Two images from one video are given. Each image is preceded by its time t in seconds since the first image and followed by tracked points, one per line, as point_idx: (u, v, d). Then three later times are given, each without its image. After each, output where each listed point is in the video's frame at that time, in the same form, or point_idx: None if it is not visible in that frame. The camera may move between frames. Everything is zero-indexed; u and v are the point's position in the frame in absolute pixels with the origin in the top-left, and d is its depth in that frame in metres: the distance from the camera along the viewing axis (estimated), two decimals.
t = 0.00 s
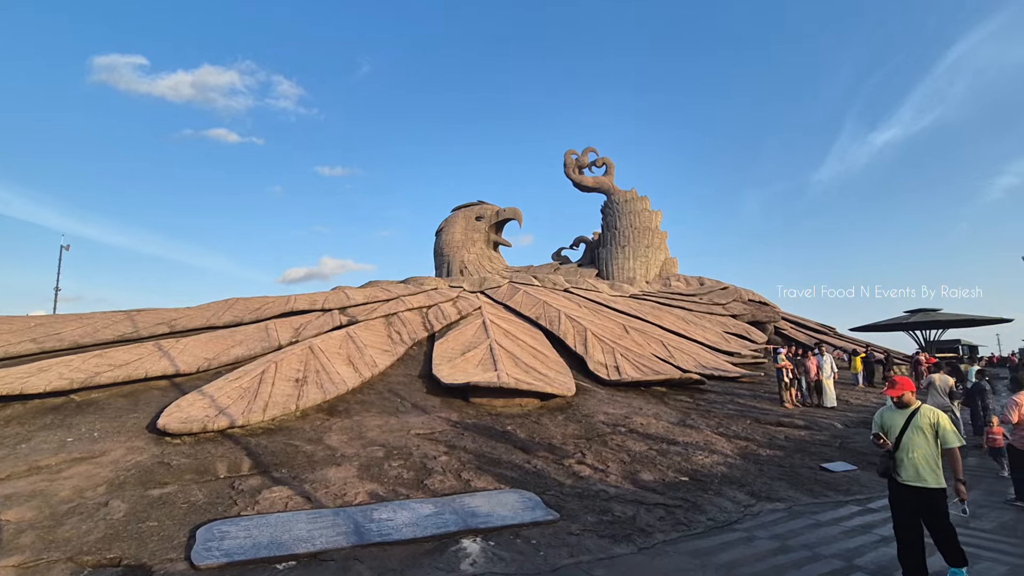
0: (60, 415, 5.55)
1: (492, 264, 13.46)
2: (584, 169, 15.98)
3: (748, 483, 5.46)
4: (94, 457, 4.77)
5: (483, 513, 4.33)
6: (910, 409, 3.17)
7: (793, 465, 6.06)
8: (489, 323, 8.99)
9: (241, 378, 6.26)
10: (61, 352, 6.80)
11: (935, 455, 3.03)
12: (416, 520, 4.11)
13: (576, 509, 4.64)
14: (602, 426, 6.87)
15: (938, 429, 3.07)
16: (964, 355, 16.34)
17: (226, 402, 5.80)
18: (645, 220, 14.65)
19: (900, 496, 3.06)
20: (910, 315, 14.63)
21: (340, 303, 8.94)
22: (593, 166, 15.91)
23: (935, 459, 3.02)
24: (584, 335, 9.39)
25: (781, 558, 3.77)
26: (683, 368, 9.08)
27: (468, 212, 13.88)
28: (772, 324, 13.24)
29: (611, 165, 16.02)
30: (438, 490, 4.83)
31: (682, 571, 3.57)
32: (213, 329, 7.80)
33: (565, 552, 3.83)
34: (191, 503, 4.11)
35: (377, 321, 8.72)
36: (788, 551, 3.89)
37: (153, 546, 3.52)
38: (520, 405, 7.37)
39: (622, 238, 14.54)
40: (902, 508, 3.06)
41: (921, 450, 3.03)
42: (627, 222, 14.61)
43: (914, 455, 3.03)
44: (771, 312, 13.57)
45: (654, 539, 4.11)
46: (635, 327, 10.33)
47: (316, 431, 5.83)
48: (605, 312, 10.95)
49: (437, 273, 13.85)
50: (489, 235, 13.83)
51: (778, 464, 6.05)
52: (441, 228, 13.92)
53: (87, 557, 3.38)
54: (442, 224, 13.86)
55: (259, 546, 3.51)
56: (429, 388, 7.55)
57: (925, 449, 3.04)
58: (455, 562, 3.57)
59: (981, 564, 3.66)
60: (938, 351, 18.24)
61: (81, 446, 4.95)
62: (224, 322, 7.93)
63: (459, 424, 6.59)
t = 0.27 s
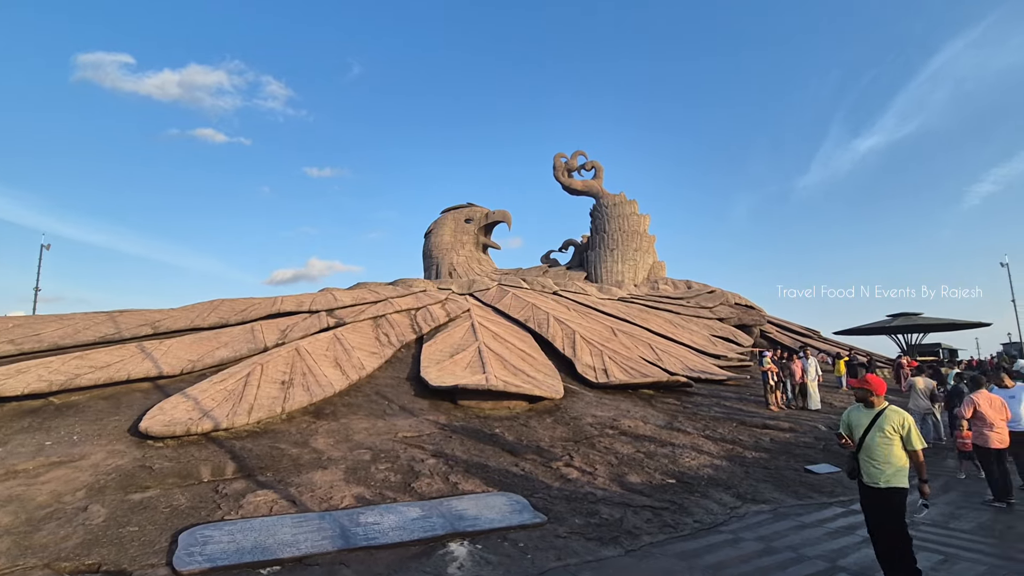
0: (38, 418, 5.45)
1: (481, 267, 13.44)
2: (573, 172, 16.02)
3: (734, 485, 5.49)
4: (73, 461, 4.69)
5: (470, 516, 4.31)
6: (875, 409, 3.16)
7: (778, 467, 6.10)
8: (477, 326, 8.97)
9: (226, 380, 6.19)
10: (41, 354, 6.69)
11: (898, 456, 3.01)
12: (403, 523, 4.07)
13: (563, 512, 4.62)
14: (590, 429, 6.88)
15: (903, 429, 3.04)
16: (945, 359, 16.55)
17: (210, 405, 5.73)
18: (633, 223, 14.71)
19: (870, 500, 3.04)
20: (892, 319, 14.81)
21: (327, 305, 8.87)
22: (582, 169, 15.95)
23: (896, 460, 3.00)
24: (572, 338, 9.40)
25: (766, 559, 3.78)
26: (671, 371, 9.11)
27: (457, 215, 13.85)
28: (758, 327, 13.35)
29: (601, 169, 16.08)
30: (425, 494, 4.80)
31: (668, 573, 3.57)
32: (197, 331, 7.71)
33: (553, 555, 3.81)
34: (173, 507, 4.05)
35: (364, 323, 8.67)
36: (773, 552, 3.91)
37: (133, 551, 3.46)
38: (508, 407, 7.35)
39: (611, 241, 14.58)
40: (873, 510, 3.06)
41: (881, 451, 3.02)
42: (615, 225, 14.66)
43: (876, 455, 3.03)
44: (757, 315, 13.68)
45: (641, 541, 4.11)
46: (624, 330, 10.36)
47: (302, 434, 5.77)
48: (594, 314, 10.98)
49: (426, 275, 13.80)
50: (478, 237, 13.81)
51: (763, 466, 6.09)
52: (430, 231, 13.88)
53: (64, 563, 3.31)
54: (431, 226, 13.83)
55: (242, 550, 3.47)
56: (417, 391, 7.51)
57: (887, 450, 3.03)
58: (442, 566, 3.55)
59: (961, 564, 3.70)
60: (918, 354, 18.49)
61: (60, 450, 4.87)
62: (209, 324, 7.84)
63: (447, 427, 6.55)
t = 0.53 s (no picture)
0: (11, 421, 5.34)
1: (467, 269, 13.42)
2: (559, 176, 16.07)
3: (716, 486, 5.52)
4: (47, 465, 4.59)
5: (454, 519, 4.29)
6: (839, 418, 3.12)
7: (760, 469, 6.15)
8: (463, 328, 8.95)
9: (206, 382, 6.11)
10: (14, 355, 6.54)
11: (858, 466, 2.98)
12: (385, 527, 4.04)
13: (547, 515, 4.62)
14: (574, 431, 6.89)
15: (864, 440, 3.00)
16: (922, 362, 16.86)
17: (190, 407, 5.65)
18: (619, 227, 14.79)
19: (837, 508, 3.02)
20: (871, 323, 15.03)
21: (311, 306, 8.79)
22: (569, 173, 16.01)
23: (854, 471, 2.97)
24: (558, 340, 9.41)
25: (747, 561, 3.81)
26: (655, 373, 9.17)
27: (443, 217, 13.82)
28: (740, 330, 13.49)
29: (587, 172, 16.15)
30: (408, 497, 4.77)
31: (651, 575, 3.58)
32: (177, 332, 7.60)
33: (536, 558, 3.81)
34: (150, 512, 3.98)
35: (349, 325, 8.61)
36: (753, 554, 3.94)
37: (108, 557, 3.39)
38: (493, 410, 7.34)
39: (596, 244, 14.64)
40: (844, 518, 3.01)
41: (839, 460, 3.01)
42: (601, 229, 14.73)
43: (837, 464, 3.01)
44: (740, 319, 13.82)
45: (624, 543, 4.12)
46: (608, 333, 10.40)
47: (284, 437, 5.71)
48: (579, 317, 11.00)
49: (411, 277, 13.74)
50: (464, 239, 13.79)
51: (745, 468, 6.14)
52: (416, 232, 13.83)
53: (36, 570, 3.24)
54: (417, 228, 13.78)
55: (221, 556, 3.42)
56: (402, 393, 7.47)
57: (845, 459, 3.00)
58: (425, 570, 3.53)
59: (936, 564, 3.77)
60: (896, 358, 18.78)
61: (33, 453, 4.77)
62: (189, 325, 7.74)
63: (431, 430, 6.52)
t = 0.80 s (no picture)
0: None
1: (450, 271, 13.37)
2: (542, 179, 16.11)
3: (695, 488, 5.56)
4: (13, 471, 4.47)
5: (434, 523, 4.26)
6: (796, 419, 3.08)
7: (738, 470, 6.22)
8: (445, 330, 8.91)
9: (181, 385, 6.00)
10: None
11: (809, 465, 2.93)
12: (364, 531, 4.00)
13: (528, 517, 4.61)
14: (556, 434, 6.89)
15: (817, 440, 2.93)
16: (895, 364, 17.20)
17: (164, 411, 5.54)
18: (601, 230, 14.86)
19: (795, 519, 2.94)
20: (847, 326, 15.28)
21: (291, 308, 8.68)
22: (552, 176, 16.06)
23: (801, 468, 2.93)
24: (540, 343, 9.42)
25: (725, 560, 3.84)
26: (636, 376, 9.22)
27: (426, 218, 13.76)
28: (720, 333, 13.64)
29: (570, 176, 16.21)
30: (388, 501, 4.73)
31: None
32: (152, 334, 7.45)
33: (517, 560, 3.79)
34: (121, 519, 3.89)
35: (329, 327, 8.52)
36: (731, 554, 3.97)
37: (75, 566, 3.31)
38: (475, 412, 7.31)
39: (579, 247, 14.69)
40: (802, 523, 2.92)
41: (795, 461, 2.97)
42: (583, 232, 14.79)
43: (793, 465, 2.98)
44: (719, 322, 13.98)
45: (604, 545, 4.13)
46: (590, 336, 10.44)
47: (261, 441, 5.63)
48: (561, 320, 11.02)
49: (394, 279, 13.65)
50: (447, 241, 13.74)
51: (723, 470, 6.20)
52: (399, 234, 13.75)
53: None
54: (399, 229, 13.70)
55: (195, 563, 3.35)
56: (383, 396, 7.41)
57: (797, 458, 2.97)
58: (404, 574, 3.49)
59: (906, 562, 3.83)
60: (870, 362, 19.13)
61: None
62: (165, 327, 7.59)
63: (412, 432, 6.48)
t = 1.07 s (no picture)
0: None
1: (429, 273, 13.29)
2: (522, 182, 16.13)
3: (671, 489, 5.60)
4: None
5: (410, 527, 4.21)
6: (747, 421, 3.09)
7: (712, 471, 6.28)
8: (424, 333, 8.85)
9: (151, 389, 5.85)
10: None
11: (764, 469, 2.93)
12: (339, 537, 3.94)
13: (505, 520, 4.59)
14: (534, 436, 6.88)
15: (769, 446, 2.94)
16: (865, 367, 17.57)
17: (132, 416, 5.40)
18: (580, 234, 14.93)
19: (747, 527, 2.93)
20: (818, 330, 15.58)
21: (266, 310, 8.53)
22: (531, 179, 16.09)
23: (750, 471, 2.94)
24: (519, 345, 9.41)
25: (699, 561, 3.87)
26: (614, 378, 9.26)
27: (405, 220, 13.68)
28: (696, 336, 13.80)
29: (549, 179, 16.26)
30: (364, 506, 4.66)
31: None
32: (121, 337, 7.27)
33: (493, 564, 3.77)
34: (85, 528, 3.78)
35: (305, 329, 8.41)
36: (705, 554, 4.00)
37: None
38: (453, 415, 7.27)
39: (558, 251, 14.73)
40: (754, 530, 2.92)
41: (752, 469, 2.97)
42: (563, 235, 14.84)
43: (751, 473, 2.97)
44: (695, 325, 14.14)
45: (581, 547, 4.12)
46: (569, 338, 10.46)
47: (234, 446, 5.52)
48: (540, 323, 11.03)
49: (372, 281, 13.53)
50: (426, 243, 13.67)
51: (698, 471, 6.26)
52: (377, 236, 13.64)
53: None
54: (378, 231, 13.59)
55: (163, 572, 3.27)
56: (360, 399, 7.32)
57: (748, 461, 2.98)
58: None
59: (873, 559, 3.90)
60: (839, 364, 19.52)
61: None
62: (134, 329, 7.41)
63: (389, 436, 6.41)
